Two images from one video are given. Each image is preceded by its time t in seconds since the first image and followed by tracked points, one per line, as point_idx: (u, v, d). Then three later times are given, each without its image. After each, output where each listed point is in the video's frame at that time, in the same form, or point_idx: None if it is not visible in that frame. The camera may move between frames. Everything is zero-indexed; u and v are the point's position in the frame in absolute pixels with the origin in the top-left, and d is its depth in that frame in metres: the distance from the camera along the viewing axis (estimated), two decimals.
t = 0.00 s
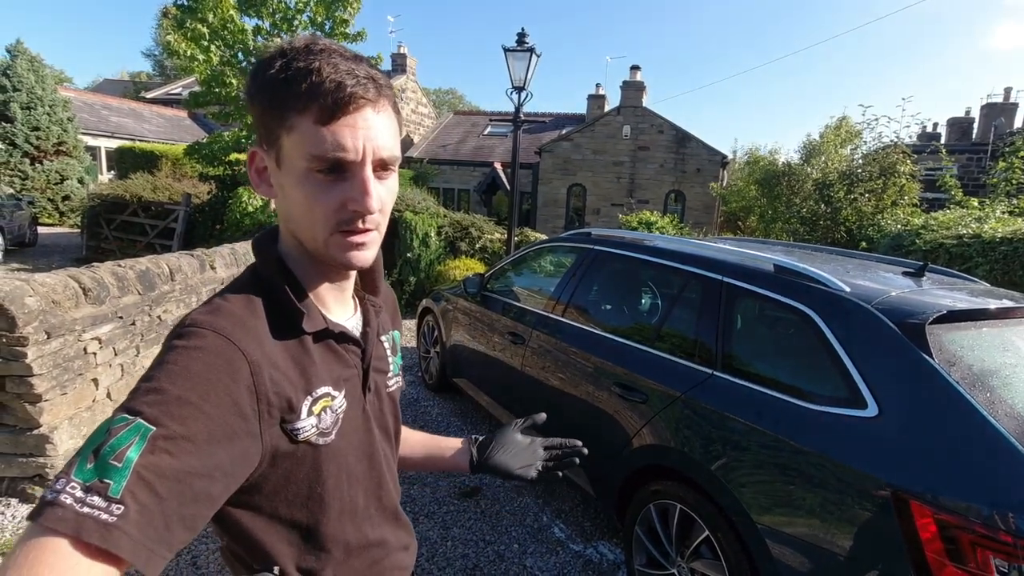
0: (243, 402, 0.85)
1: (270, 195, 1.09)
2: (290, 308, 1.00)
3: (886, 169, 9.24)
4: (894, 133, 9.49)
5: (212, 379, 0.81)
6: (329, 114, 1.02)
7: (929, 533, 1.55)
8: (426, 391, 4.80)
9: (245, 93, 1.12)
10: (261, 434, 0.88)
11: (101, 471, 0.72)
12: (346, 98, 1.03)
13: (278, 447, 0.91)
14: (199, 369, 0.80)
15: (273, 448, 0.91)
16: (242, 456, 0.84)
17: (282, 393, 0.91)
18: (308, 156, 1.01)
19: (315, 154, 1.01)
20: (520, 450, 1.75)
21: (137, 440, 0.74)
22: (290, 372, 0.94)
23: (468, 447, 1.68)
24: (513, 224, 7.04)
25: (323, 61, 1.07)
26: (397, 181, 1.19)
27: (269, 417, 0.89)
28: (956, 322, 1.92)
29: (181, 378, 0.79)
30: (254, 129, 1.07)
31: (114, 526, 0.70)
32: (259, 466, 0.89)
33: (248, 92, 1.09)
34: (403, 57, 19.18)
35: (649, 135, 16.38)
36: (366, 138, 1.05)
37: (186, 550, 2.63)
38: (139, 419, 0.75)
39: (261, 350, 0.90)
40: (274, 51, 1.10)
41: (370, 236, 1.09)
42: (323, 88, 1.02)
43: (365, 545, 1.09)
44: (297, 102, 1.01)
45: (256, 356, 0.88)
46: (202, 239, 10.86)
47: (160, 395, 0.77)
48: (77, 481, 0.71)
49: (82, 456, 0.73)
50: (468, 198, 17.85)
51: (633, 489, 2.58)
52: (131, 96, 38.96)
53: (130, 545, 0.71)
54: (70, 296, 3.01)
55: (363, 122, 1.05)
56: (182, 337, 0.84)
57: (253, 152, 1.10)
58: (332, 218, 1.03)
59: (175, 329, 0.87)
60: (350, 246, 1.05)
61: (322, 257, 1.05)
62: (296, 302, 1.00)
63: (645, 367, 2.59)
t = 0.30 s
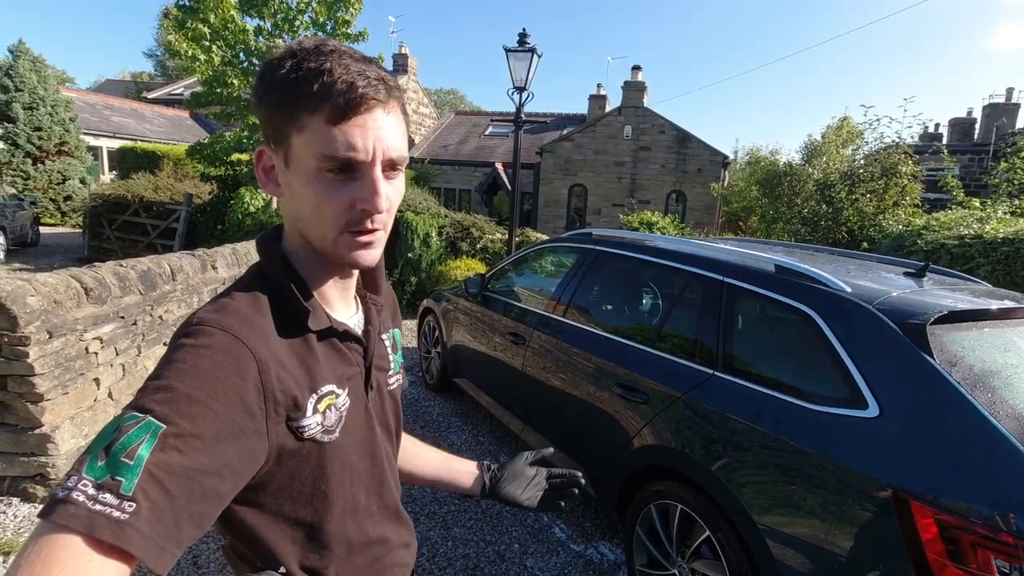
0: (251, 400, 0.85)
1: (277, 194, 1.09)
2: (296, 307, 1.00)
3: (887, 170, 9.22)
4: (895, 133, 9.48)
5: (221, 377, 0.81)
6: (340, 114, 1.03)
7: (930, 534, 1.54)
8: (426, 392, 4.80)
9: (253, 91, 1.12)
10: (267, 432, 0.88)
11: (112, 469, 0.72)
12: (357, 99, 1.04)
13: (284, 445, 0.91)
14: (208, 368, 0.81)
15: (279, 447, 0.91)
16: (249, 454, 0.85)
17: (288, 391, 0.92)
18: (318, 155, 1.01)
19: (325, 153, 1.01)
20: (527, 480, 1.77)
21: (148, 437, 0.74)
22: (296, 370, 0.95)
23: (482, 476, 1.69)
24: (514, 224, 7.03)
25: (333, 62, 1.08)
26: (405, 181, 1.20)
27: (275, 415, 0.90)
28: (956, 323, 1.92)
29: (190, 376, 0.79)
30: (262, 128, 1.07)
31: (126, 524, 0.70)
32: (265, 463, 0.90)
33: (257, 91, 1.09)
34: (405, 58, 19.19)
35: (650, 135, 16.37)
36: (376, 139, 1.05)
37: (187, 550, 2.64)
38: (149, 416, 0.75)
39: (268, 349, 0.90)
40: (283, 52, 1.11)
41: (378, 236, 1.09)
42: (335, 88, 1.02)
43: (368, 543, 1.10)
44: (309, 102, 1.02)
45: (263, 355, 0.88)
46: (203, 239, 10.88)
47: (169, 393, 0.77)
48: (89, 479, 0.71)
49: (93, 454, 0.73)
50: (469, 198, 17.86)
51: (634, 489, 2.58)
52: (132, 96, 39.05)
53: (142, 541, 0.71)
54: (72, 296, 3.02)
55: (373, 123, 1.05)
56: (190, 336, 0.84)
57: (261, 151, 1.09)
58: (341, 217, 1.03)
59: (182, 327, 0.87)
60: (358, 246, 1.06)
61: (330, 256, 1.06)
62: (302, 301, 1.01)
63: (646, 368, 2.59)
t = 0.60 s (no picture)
0: (252, 399, 0.85)
1: (281, 193, 1.09)
2: (298, 307, 1.00)
3: (888, 170, 9.22)
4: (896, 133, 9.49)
5: (222, 375, 0.81)
6: (343, 112, 1.03)
7: (931, 534, 1.55)
8: (427, 392, 4.81)
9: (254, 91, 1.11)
10: (269, 431, 0.88)
11: (114, 466, 0.72)
12: (359, 96, 1.04)
13: (286, 444, 0.91)
14: (211, 366, 0.81)
15: (281, 446, 0.91)
16: (251, 452, 0.84)
17: (290, 391, 0.91)
18: (322, 154, 1.02)
19: (329, 151, 1.02)
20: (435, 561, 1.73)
21: (150, 434, 0.74)
22: (298, 369, 0.94)
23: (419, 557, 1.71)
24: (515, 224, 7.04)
25: (334, 60, 1.08)
26: (407, 179, 1.20)
27: (276, 414, 0.89)
28: (958, 322, 1.92)
29: (193, 374, 0.79)
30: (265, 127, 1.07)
31: (127, 521, 0.70)
32: (266, 463, 0.90)
33: (258, 91, 1.08)
34: (405, 58, 19.19)
35: (650, 135, 16.38)
36: (379, 136, 1.06)
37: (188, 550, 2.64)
38: (150, 414, 0.75)
39: (270, 347, 0.90)
40: (283, 52, 1.11)
41: (382, 233, 1.09)
42: (336, 86, 1.02)
43: (371, 543, 1.10)
44: (311, 100, 1.02)
45: (266, 353, 0.88)
46: (204, 239, 10.88)
47: (172, 391, 0.77)
48: (91, 476, 0.72)
49: (95, 451, 0.74)
50: (469, 198, 17.86)
51: (635, 489, 2.58)
52: (133, 96, 39.08)
53: (142, 538, 0.71)
54: (72, 296, 3.02)
55: (375, 120, 1.06)
56: (193, 334, 0.84)
57: (263, 151, 1.09)
58: (346, 215, 1.03)
59: (185, 326, 0.87)
60: (363, 244, 1.06)
61: (334, 254, 1.06)
62: (304, 300, 1.01)
63: (647, 368, 2.59)
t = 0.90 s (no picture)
0: (270, 395, 0.85)
1: (289, 193, 1.08)
2: (308, 303, 1.01)
3: (887, 170, 9.22)
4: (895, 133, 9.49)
5: (241, 373, 0.82)
6: (356, 115, 1.03)
7: (930, 533, 1.55)
8: (426, 392, 4.80)
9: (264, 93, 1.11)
10: (284, 427, 0.88)
11: (144, 466, 0.71)
12: (371, 100, 1.04)
13: (299, 439, 0.91)
14: (231, 363, 0.81)
15: (294, 442, 0.90)
16: (268, 448, 0.84)
17: (303, 386, 0.92)
18: (334, 156, 1.02)
19: (341, 154, 1.02)
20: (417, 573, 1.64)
21: (177, 434, 0.73)
22: (309, 366, 0.95)
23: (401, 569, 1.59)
24: (514, 224, 7.03)
25: (347, 64, 1.08)
26: (414, 181, 1.21)
27: (290, 410, 0.89)
28: (957, 322, 1.93)
29: (216, 370, 0.79)
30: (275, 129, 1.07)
31: (161, 520, 0.69)
32: (279, 459, 0.89)
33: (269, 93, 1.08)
34: (405, 58, 19.18)
35: (650, 135, 16.38)
36: (389, 138, 1.06)
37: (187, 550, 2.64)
38: (176, 412, 0.74)
39: (285, 344, 0.91)
40: (295, 54, 1.10)
41: (390, 234, 1.10)
42: (350, 90, 1.03)
43: (371, 540, 1.10)
44: (324, 103, 1.01)
45: (281, 350, 0.89)
46: (203, 239, 10.87)
47: (196, 388, 0.77)
48: (121, 477, 0.70)
49: (121, 451, 0.72)
50: (469, 198, 17.85)
51: (635, 488, 2.57)
52: (132, 96, 39.07)
53: (177, 536, 0.71)
54: (71, 296, 3.02)
55: (386, 123, 1.06)
56: (209, 331, 0.83)
57: (272, 151, 1.08)
58: (355, 216, 1.03)
59: (199, 323, 0.87)
60: (371, 244, 1.06)
61: (342, 254, 1.06)
62: (315, 297, 1.01)
63: (646, 368, 2.59)
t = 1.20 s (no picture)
0: (280, 383, 0.86)
1: (286, 189, 1.08)
2: (308, 296, 1.00)
3: (884, 170, 9.24)
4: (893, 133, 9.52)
5: (253, 358, 0.82)
6: (352, 111, 1.03)
7: (928, 532, 1.55)
8: (425, 392, 4.80)
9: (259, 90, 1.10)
10: (289, 417, 0.88)
11: (173, 447, 0.71)
12: (368, 97, 1.04)
13: (301, 432, 0.91)
14: (242, 349, 0.81)
15: (297, 434, 0.90)
16: (277, 437, 0.84)
17: (306, 377, 0.92)
18: (331, 150, 1.01)
19: (337, 148, 1.02)
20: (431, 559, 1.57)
21: (201, 416, 0.74)
22: (309, 357, 0.95)
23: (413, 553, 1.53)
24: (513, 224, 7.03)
25: (344, 61, 1.08)
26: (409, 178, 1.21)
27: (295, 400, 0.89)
28: (955, 321, 1.93)
29: (228, 356, 0.80)
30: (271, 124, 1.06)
31: (196, 497, 0.70)
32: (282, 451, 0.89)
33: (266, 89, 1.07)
34: (403, 58, 19.17)
35: (648, 135, 16.40)
36: (385, 134, 1.06)
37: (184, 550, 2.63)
38: (196, 397, 0.75)
39: (290, 334, 0.91)
40: (292, 52, 1.10)
41: (385, 228, 1.09)
42: (347, 86, 1.03)
43: (364, 535, 1.10)
44: (321, 98, 1.01)
45: (287, 339, 0.90)
46: (201, 238, 10.86)
47: (212, 373, 0.78)
48: (150, 459, 0.70)
49: (147, 436, 0.72)
50: (467, 198, 17.85)
51: (634, 487, 2.57)
52: (130, 95, 39.01)
53: (208, 513, 0.71)
54: (69, 296, 3.00)
55: (382, 119, 1.06)
56: (217, 320, 0.84)
57: (268, 146, 1.07)
58: (351, 211, 1.03)
59: (204, 314, 0.86)
60: (366, 239, 1.06)
61: (338, 248, 1.05)
62: (313, 290, 1.01)
63: (645, 367, 2.58)
